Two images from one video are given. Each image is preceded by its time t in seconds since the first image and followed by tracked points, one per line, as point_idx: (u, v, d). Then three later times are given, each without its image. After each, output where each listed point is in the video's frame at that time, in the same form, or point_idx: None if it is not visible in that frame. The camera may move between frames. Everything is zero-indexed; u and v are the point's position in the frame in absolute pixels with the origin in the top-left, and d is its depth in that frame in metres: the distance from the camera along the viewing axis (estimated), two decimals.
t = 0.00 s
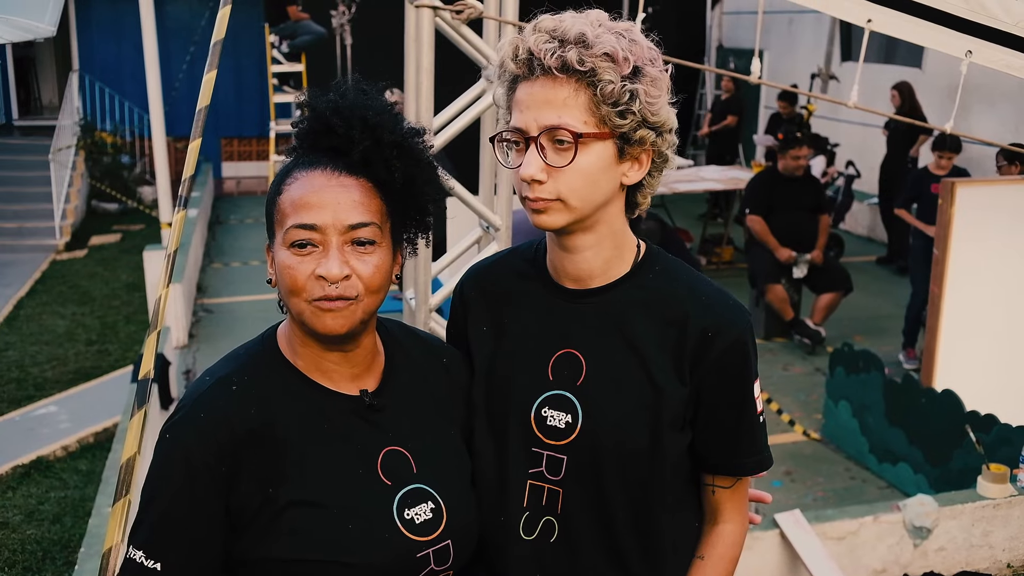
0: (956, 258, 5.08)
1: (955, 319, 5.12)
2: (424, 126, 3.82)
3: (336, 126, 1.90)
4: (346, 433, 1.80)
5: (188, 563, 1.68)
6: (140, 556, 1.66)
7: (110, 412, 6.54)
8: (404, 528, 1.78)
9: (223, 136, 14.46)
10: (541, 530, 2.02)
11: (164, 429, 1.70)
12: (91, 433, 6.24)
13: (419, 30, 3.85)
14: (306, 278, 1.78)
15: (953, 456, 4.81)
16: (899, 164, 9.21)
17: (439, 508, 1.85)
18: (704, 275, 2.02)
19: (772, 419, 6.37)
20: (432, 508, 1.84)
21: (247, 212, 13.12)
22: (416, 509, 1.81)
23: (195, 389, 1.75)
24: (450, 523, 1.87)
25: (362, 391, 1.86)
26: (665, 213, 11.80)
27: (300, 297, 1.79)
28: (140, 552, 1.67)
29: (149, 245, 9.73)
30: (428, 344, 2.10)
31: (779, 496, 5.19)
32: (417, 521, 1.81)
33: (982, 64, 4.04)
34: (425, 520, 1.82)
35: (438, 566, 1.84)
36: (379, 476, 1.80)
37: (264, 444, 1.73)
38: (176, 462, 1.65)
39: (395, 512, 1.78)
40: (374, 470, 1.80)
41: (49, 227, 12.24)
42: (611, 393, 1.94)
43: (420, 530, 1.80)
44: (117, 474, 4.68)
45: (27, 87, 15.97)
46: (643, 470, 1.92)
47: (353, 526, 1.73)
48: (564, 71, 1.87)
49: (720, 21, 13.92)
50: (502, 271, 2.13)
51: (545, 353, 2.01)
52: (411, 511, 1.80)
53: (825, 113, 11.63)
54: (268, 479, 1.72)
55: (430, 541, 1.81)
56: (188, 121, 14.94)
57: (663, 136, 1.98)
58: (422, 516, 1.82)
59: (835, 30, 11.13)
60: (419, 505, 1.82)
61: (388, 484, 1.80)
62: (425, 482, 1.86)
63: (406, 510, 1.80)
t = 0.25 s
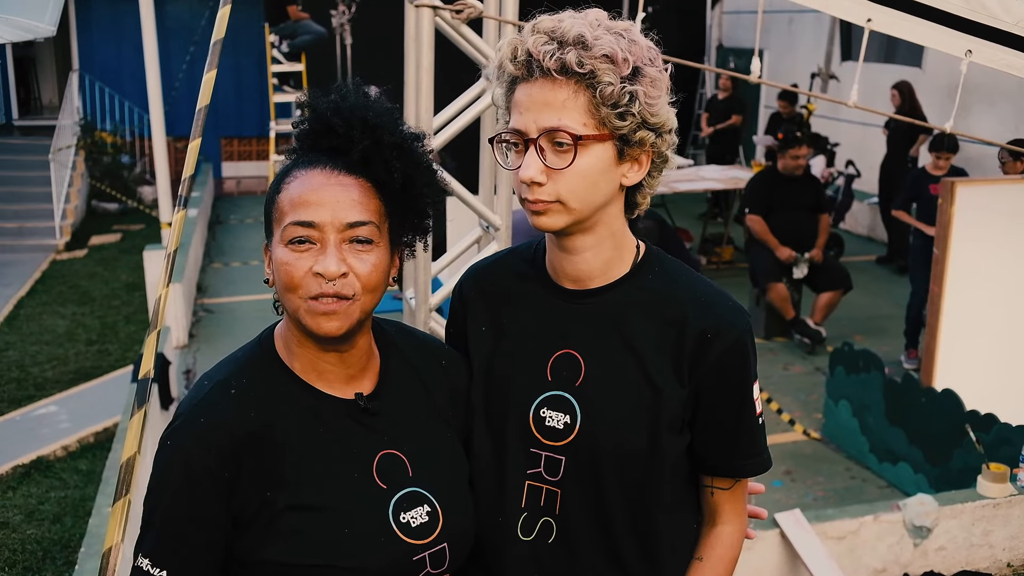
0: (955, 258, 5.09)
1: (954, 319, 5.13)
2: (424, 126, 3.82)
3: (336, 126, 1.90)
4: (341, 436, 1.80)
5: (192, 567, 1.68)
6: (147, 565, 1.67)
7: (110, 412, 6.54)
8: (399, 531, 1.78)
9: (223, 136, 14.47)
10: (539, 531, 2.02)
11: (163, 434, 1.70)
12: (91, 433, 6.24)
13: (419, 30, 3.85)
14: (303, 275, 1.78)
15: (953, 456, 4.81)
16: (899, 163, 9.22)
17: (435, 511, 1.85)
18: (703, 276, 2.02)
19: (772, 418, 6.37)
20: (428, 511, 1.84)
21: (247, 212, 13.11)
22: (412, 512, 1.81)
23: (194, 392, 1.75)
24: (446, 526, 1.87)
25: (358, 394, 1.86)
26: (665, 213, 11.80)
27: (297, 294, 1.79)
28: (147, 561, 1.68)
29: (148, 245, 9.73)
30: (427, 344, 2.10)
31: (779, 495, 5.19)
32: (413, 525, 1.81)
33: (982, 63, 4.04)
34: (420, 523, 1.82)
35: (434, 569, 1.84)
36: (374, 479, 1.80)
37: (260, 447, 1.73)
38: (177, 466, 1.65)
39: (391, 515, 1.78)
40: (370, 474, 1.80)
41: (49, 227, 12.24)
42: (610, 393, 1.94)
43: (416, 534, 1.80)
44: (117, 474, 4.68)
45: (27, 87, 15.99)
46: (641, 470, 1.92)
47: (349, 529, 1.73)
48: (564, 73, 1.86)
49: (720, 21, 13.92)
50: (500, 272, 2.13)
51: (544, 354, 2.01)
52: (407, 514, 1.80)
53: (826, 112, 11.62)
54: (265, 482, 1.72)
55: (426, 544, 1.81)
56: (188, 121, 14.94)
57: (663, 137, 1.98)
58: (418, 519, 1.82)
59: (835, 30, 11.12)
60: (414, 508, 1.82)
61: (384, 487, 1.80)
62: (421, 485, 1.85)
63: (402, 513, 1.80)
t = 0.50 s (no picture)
0: (956, 257, 5.09)
1: (955, 319, 5.13)
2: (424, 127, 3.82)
3: (334, 125, 1.90)
4: (338, 435, 1.80)
5: (205, 566, 1.68)
6: (164, 564, 1.67)
7: (110, 412, 6.54)
8: (397, 529, 1.78)
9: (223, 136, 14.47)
10: (536, 531, 2.02)
11: (161, 434, 1.69)
12: (92, 433, 6.24)
13: (420, 29, 3.85)
14: (295, 272, 1.78)
15: (954, 455, 4.81)
16: (899, 162, 9.22)
17: (432, 509, 1.85)
18: (702, 276, 2.02)
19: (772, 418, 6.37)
20: (425, 509, 1.84)
21: (247, 212, 13.12)
22: (409, 510, 1.81)
23: (192, 390, 1.75)
24: (443, 524, 1.87)
25: (354, 393, 1.86)
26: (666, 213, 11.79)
27: (289, 291, 1.79)
28: (163, 560, 1.68)
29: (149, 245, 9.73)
30: (425, 345, 2.10)
31: (779, 495, 5.19)
32: (410, 522, 1.81)
33: (983, 63, 4.04)
34: (418, 521, 1.82)
35: (432, 566, 1.85)
36: (371, 477, 1.80)
37: (259, 445, 1.73)
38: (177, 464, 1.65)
39: (388, 513, 1.78)
40: (367, 472, 1.80)
41: (49, 227, 12.25)
42: (607, 394, 1.94)
43: (413, 532, 1.80)
44: (118, 474, 4.69)
45: (28, 87, 16.01)
46: (637, 471, 1.92)
47: (347, 527, 1.73)
48: (563, 77, 1.86)
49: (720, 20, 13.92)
50: (499, 272, 2.14)
51: (541, 354, 2.01)
52: (404, 512, 1.80)
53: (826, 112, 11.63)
54: (263, 480, 1.73)
55: (423, 542, 1.81)
56: (189, 121, 14.95)
57: (663, 137, 1.98)
58: (415, 517, 1.82)
59: (835, 29, 11.12)
60: (411, 506, 1.82)
61: (381, 485, 1.80)
62: (418, 483, 1.86)
63: (399, 511, 1.80)
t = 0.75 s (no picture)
0: (956, 258, 5.09)
1: (955, 319, 5.12)
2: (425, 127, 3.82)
3: (329, 125, 1.90)
4: (339, 434, 1.80)
5: (212, 565, 1.69)
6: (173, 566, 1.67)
7: (111, 412, 6.54)
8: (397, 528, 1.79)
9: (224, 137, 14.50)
10: (534, 532, 2.02)
11: (163, 435, 1.69)
12: (92, 433, 6.25)
13: (420, 29, 3.86)
14: (291, 273, 1.78)
15: (954, 455, 4.82)
16: (899, 162, 9.22)
17: (433, 508, 1.86)
18: (699, 276, 2.02)
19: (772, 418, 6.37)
20: (426, 508, 1.84)
21: (248, 212, 13.12)
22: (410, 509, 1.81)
23: (193, 390, 1.75)
24: (443, 522, 1.87)
25: (354, 392, 1.87)
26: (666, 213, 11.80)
27: (285, 292, 1.79)
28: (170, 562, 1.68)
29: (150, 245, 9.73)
30: (424, 344, 2.10)
31: (780, 495, 5.19)
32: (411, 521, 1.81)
33: (983, 63, 4.03)
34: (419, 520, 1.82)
35: (433, 565, 1.85)
36: (372, 476, 1.80)
37: (260, 445, 1.73)
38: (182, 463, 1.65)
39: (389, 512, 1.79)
40: (368, 470, 1.80)
41: (49, 227, 12.25)
42: (603, 394, 1.94)
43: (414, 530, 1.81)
44: (118, 474, 4.69)
45: (28, 87, 16.02)
46: (634, 472, 1.93)
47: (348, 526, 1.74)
48: (563, 72, 1.86)
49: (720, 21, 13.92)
50: (498, 272, 2.14)
51: (539, 354, 2.01)
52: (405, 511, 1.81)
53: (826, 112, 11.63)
54: (264, 479, 1.73)
55: (424, 541, 1.82)
56: (189, 121, 14.96)
57: (661, 137, 1.98)
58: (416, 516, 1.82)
59: (836, 30, 11.12)
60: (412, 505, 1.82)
61: (382, 484, 1.80)
62: (418, 482, 1.86)
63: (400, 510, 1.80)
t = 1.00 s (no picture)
0: (956, 258, 5.09)
1: (956, 319, 5.12)
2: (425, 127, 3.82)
3: (331, 125, 1.90)
4: (340, 433, 1.81)
5: (210, 564, 1.69)
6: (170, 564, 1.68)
7: (111, 411, 6.54)
8: (398, 526, 1.79)
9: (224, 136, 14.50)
10: (533, 531, 2.02)
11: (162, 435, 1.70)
12: (92, 432, 6.25)
13: (421, 28, 3.86)
14: (294, 274, 1.78)
15: (954, 455, 4.82)
16: (900, 162, 9.22)
17: (433, 506, 1.86)
18: (699, 276, 2.02)
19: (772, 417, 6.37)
20: (427, 506, 1.85)
21: (248, 211, 13.13)
22: (410, 507, 1.82)
23: (192, 390, 1.75)
24: (444, 521, 1.87)
25: (356, 390, 1.87)
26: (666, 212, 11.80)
27: (289, 293, 1.79)
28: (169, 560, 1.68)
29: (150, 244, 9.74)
30: (424, 344, 2.10)
31: (780, 494, 5.19)
32: (412, 519, 1.81)
33: (983, 62, 4.03)
34: (419, 518, 1.82)
35: (433, 563, 1.85)
36: (372, 474, 1.80)
37: (260, 444, 1.73)
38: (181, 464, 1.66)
39: (389, 509, 1.79)
40: (369, 468, 1.80)
41: (50, 226, 12.26)
42: (603, 394, 1.94)
43: (414, 529, 1.81)
44: (118, 473, 4.69)
45: (28, 86, 16.03)
46: (633, 471, 1.93)
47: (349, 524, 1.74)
48: (557, 78, 1.86)
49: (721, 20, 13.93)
50: (498, 271, 2.14)
51: (538, 353, 2.01)
52: (406, 509, 1.81)
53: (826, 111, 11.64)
54: (265, 478, 1.73)
55: (424, 539, 1.82)
56: (190, 121, 14.96)
57: (659, 137, 1.98)
58: (417, 514, 1.82)
59: (836, 29, 11.13)
60: (413, 503, 1.82)
61: (382, 482, 1.81)
62: (419, 480, 1.86)
63: (401, 507, 1.81)
